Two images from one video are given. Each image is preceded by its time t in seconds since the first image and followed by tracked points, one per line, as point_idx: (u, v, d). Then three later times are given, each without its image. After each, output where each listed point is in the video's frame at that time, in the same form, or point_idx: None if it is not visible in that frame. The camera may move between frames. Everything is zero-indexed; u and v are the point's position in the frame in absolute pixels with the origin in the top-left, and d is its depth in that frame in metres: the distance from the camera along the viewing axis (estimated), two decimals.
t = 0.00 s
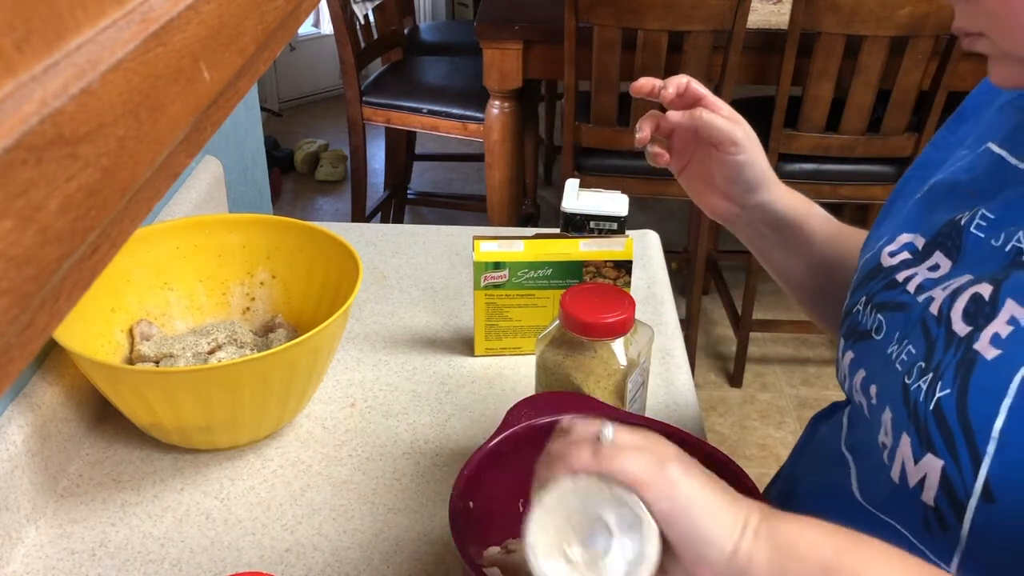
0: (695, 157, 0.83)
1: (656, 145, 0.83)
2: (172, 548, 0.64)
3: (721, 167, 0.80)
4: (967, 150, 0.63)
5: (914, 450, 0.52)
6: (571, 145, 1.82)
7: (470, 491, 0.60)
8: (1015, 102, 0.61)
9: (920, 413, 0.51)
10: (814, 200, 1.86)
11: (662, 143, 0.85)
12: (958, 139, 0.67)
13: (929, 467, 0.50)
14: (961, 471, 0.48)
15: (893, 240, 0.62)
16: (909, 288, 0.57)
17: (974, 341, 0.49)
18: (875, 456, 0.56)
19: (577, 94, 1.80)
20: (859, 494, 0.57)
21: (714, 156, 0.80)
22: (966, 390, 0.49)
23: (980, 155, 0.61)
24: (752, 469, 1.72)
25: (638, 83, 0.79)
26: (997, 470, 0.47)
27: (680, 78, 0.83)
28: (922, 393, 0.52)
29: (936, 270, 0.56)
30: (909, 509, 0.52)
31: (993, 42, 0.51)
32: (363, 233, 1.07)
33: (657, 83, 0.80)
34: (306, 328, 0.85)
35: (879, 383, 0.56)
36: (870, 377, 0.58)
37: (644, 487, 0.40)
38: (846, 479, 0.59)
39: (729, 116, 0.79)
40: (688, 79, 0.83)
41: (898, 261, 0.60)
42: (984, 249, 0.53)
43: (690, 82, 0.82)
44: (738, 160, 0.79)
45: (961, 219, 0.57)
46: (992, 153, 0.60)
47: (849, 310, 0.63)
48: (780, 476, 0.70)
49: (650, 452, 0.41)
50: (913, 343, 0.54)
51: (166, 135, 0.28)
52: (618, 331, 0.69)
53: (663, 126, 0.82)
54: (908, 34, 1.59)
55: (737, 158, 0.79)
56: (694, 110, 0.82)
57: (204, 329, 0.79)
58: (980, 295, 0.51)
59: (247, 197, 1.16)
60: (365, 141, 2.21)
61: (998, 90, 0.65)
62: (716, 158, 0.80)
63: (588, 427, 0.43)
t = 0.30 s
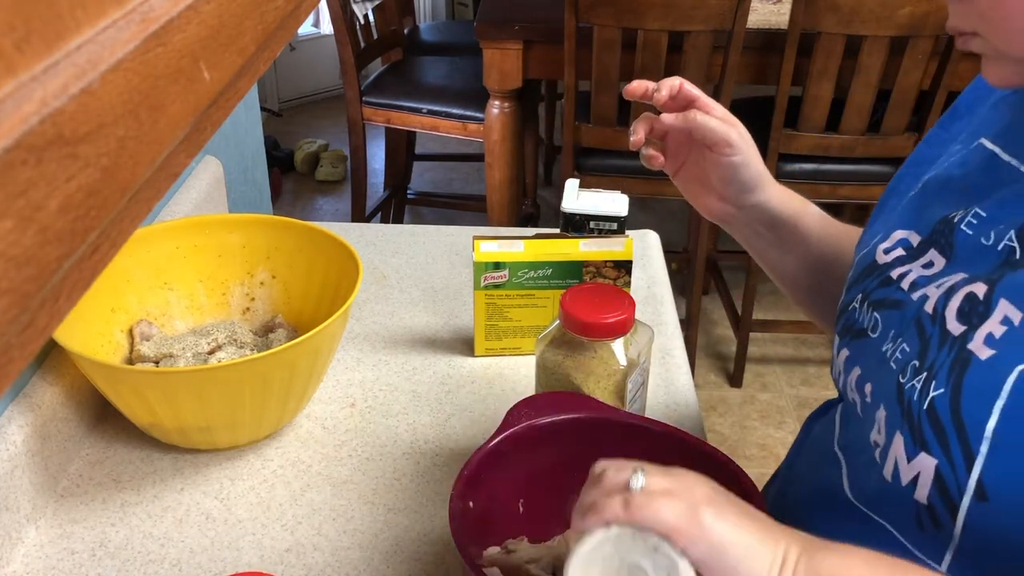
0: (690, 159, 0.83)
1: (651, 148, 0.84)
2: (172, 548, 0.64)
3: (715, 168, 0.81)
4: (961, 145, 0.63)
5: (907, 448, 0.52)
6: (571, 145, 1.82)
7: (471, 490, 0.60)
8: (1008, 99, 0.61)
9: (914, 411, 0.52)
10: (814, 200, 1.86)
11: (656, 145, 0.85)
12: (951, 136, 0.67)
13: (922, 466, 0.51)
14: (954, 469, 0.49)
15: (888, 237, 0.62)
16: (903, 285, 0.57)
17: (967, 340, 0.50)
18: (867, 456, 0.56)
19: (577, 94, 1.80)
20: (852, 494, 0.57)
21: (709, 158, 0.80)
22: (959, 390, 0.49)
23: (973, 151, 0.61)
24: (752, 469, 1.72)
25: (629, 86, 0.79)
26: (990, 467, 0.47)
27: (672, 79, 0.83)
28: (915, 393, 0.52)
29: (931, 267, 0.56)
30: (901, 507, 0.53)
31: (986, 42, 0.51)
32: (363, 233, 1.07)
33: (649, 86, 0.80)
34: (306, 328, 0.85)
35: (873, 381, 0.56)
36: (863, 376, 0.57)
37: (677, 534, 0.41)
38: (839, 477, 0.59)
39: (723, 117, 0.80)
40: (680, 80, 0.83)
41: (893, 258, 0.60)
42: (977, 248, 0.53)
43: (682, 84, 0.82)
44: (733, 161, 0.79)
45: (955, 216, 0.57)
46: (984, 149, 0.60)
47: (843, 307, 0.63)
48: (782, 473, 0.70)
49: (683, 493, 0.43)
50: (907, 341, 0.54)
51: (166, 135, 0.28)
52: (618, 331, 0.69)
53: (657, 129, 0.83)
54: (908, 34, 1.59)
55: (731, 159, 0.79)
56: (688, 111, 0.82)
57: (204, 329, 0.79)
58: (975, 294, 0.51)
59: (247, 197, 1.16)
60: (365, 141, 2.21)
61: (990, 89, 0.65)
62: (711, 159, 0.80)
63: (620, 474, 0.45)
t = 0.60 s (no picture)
0: (689, 155, 0.83)
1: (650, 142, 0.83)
2: (172, 548, 0.64)
3: (711, 164, 0.80)
4: (955, 140, 0.64)
5: (898, 439, 0.53)
6: (571, 145, 1.82)
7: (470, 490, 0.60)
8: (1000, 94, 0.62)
9: (904, 404, 0.53)
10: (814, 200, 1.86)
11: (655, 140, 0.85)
12: (947, 131, 0.67)
13: (912, 457, 0.52)
14: (942, 460, 0.50)
15: (882, 230, 0.64)
16: (898, 280, 0.59)
17: (956, 333, 0.51)
18: (861, 445, 0.59)
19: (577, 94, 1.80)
20: (845, 480, 0.60)
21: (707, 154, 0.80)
22: (947, 383, 0.50)
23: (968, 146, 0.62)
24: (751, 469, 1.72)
25: (629, 84, 0.78)
26: (975, 459, 0.48)
27: (671, 75, 0.82)
28: (906, 385, 0.53)
29: (925, 261, 0.58)
30: (893, 495, 0.54)
31: (981, 41, 0.51)
32: (363, 233, 1.07)
33: (648, 83, 0.79)
34: (306, 329, 0.85)
35: (864, 371, 0.58)
36: (857, 366, 0.59)
37: (647, 495, 0.44)
38: (834, 464, 0.62)
39: (721, 114, 0.79)
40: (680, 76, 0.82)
41: (888, 251, 0.62)
42: (967, 242, 0.54)
43: (682, 80, 0.81)
44: (729, 158, 0.78)
45: (948, 211, 0.58)
46: (978, 144, 0.60)
47: (840, 299, 0.65)
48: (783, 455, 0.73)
49: (655, 454, 0.46)
50: (895, 332, 0.56)
51: (166, 135, 0.28)
52: (618, 331, 0.69)
53: (656, 124, 0.82)
54: (908, 34, 1.59)
55: (728, 156, 0.78)
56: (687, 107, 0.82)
57: (204, 329, 0.79)
58: (965, 289, 0.52)
59: (247, 197, 1.16)
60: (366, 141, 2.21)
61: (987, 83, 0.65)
62: (709, 155, 0.80)
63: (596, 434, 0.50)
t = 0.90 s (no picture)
0: (696, 146, 0.83)
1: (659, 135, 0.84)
2: (172, 548, 0.64)
3: (720, 155, 0.80)
4: (953, 131, 0.64)
5: (882, 421, 0.54)
6: (571, 146, 1.82)
7: (472, 490, 0.60)
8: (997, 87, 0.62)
9: (889, 386, 0.54)
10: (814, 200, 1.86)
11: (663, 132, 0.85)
12: (946, 122, 0.67)
13: (894, 437, 0.53)
14: (923, 442, 0.50)
15: (881, 219, 0.64)
16: (892, 267, 0.59)
17: (940, 322, 0.51)
18: (850, 426, 0.59)
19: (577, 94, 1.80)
20: (837, 460, 0.60)
21: (715, 145, 0.80)
22: (928, 368, 0.51)
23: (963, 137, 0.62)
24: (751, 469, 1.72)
25: (640, 76, 0.78)
26: (952, 442, 0.49)
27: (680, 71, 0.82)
28: (891, 367, 0.54)
29: (917, 249, 0.58)
30: (879, 477, 0.55)
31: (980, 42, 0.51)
32: (363, 233, 1.07)
33: (658, 76, 0.79)
34: (306, 329, 0.85)
35: (857, 356, 0.59)
36: (851, 350, 0.60)
37: None
38: (825, 444, 0.62)
39: (729, 106, 0.79)
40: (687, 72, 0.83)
41: (884, 239, 0.62)
42: (957, 232, 0.55)
43: (689, 75, 0.81)
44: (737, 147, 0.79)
45: (943, 200, 0.58)
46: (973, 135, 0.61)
47: (837, 286, 0.65)
48: (774, 449, 0.74)
49: (627, 552, 0.41)
50: (887, 317, 0.57)
51: (166, 134, 0.28)
52: (618, 331, 0.69)
53: (665, 117, 0.82)
54: (908, 34, 1.59)
55: (735, 146, 0.79)
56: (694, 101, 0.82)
57: (204, 329, 0.79)
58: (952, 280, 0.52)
59: (247, 196, 1.16)
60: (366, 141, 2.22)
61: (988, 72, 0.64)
62: (717, 146, 0.80)
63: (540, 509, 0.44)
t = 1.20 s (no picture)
0: (706, 140, 0.83)
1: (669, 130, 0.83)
2: (172, 548, 0.64)
3: (729, 148, 0.80)
4: (954, 116, 0.64)
5: (877, 390, 0.55)
6: (571, 145, 1.82)
7: (470, 490, 0.60)
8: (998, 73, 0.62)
9: (883, 357, 0.54)
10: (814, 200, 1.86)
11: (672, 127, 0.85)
12: (947, 108, 0.67)
13: (887, 406, 0.53)
14: (912, 409, 0.51)
15: (882, 201, 0.64)
16: (891, 247, 0.60)
17: (933, 298, 0.52)
18: (848, 395, 0.60)
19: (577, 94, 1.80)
20: (835, 429, 0.61)
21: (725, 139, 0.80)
22: (921, 341, 0.51)
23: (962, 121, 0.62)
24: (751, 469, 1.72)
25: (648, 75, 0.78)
26: (940, 408, 0.49)
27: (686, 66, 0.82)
28: (886, 340, 0.55)
29: (916, 229, 0.58)
30: (872, 442, 0.55)
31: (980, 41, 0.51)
32: (362, 233, 1.07)
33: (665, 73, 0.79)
34: (306, 329, 0.85)
35: (854, 330, 0.60)
36: (849, 324, 0.61)
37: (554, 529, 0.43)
38: (824, 413, 0.63)
39: (737, 100, 0.79)
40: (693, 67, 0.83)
41: (885, 220, 0.62)
42: (955, 213, 0.55)
43: (696, 71, 0.81)
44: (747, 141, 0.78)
45: (942, 183, 0.58)
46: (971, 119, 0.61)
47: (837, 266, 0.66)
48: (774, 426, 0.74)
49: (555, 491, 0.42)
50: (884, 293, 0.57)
51: (166, 134, 0.28)
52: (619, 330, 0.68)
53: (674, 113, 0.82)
54: (908, 34, 1.59)
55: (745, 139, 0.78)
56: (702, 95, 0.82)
57: (204, 329, 0.79)
58: (948, 258, 0.52)
59: (247, 196, 1.15)
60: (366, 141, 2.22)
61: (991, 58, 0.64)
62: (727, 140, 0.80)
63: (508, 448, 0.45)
